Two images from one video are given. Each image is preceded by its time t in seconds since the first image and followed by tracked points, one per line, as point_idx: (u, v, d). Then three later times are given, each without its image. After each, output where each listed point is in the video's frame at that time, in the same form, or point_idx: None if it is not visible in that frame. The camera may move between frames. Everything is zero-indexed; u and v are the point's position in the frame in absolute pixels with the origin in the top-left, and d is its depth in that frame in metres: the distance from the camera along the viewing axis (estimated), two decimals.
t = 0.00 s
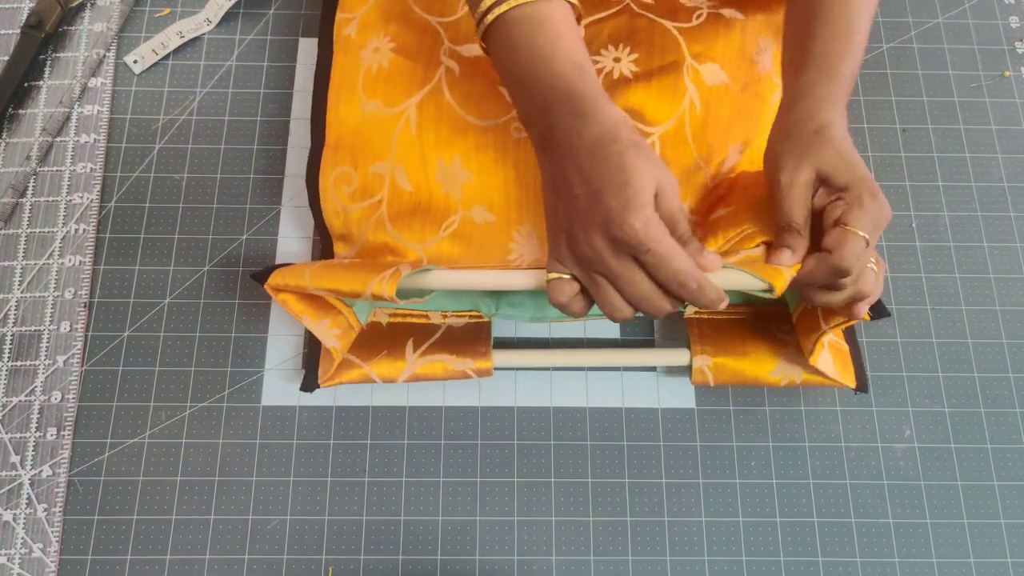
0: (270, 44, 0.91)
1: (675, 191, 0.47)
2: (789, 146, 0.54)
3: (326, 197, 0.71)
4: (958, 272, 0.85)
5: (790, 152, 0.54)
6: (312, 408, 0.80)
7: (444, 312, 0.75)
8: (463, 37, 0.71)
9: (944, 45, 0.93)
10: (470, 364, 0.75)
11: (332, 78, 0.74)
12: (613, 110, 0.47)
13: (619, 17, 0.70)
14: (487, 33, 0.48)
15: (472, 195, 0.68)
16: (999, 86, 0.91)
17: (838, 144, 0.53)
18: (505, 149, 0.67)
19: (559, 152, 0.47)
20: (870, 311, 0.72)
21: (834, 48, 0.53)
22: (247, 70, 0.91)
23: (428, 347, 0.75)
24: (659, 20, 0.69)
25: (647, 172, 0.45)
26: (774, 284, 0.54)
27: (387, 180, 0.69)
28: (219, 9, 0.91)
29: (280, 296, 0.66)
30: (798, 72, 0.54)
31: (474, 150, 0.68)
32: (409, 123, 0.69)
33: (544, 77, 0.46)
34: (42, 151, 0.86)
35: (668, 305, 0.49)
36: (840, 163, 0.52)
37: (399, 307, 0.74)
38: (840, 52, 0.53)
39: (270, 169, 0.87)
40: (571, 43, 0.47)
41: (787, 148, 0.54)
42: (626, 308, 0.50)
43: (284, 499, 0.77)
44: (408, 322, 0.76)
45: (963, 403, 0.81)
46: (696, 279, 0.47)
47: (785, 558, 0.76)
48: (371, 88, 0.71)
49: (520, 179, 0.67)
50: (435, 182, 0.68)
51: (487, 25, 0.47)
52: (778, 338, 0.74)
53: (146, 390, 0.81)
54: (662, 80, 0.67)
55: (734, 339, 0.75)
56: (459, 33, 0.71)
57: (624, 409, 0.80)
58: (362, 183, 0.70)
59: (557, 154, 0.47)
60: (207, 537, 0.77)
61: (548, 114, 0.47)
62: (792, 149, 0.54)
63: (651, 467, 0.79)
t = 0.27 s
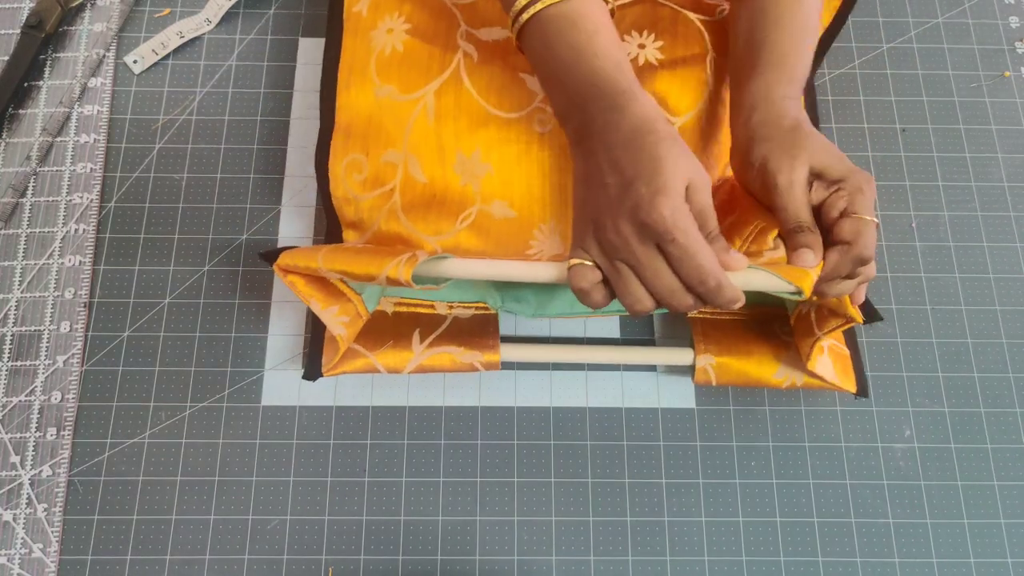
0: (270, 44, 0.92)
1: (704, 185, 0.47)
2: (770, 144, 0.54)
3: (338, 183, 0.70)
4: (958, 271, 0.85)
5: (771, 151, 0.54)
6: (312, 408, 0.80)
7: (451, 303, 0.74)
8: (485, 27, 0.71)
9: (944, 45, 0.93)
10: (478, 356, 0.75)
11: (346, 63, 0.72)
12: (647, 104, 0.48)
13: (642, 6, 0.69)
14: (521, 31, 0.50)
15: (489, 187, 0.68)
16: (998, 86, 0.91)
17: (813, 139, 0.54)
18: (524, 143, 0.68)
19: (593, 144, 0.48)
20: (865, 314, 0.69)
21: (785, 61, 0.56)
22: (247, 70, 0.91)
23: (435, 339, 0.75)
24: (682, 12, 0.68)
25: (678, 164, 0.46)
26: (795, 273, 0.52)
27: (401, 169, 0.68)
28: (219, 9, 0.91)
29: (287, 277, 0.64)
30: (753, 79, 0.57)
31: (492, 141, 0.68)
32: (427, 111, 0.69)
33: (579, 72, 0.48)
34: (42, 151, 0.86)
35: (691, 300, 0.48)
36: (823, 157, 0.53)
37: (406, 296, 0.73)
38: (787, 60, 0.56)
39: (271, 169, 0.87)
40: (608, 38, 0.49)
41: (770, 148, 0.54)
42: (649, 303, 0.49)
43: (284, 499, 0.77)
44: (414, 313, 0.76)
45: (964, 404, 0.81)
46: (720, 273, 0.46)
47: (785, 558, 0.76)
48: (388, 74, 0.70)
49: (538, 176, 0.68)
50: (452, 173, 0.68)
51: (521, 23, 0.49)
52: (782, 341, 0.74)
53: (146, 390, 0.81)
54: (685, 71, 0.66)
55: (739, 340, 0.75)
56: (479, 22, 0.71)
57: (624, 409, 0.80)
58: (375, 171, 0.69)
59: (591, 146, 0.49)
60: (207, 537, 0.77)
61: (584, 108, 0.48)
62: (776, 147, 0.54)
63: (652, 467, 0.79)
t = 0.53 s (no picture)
0: (270, 44, 0.92)
1: (680, 187, 0.49)
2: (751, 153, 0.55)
3: (346, 171, 0.73)
4: (958, 271, 0.85)
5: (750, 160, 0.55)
6: (312, 408, 0.80)
7: (446, 293, 0.76)
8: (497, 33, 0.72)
9: (944, 45, 0.93)
10: (461, 343, 0.76)
11: (365, 59, 0.76)
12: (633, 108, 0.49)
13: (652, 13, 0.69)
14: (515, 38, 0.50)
15: (488, 185, 0.70)
16: (998, 86, 0.91)
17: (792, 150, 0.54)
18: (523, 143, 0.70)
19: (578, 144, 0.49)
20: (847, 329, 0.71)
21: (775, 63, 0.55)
22: (247, 70, 0.91)
23: (424, 323, 0.77)
24: (692, 22, 0.68)
25: (654, 164, 0.47)
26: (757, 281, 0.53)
27: (406, 162, 0.71)
28: (219, 9, 0.91)
29: (289, 250, 0.67)
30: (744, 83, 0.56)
31: (493, 140, 0.70)
32: (435, 108, 0.71)
33: (571, 74, 0.48)
34: (42, 151, 0.86)
35: (657, 296, 0.50)
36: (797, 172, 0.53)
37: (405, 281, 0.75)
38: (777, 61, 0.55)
39: (270, 169, 0.87)
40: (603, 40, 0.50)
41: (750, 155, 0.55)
42: (617, 298, 0.50)
43: (284, 499, 0.77)
44: (409, 297, 0.78)
45: (963, 404, 0.81)
46: (683, 268, 0.48)
47: (785, 558, 0.76)
48: (402, 71, 0.73)
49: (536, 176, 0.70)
50: (454, 168, 0.71)
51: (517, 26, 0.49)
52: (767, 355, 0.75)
53: (146, 390, 0.81)
54: (688, 79, 0.66)
55: (728, 347, 0.76)
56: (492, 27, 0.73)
57: (624, 409, 0.81)
58: (383, 162, 0.72)
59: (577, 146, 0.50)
60: (207, 537, 0.77)
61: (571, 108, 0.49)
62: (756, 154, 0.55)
63: (652, 467, 0.79)
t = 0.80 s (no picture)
0: (270, 44, 0.92)
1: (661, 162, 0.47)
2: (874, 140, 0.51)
3: (344, 167, 0.76)
4: (958, 271, 0.85)
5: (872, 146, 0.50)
6: (312, 408, 0.80)
7: (446, 293, 0.76)
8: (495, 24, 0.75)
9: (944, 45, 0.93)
10: (464, 344, 0.75)
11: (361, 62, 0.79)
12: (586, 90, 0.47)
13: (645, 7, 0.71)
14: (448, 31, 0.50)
15: (484, 173, 0.72)
16: (999, 86, 0.91)
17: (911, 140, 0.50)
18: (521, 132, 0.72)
19: (536, 134, 0.47)
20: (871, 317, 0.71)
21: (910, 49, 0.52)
22: (247, 70, 0.91)
23: (425, 325, 0.75)
24: (686, 13, 0.70)
25: (632, 140, 0.46)
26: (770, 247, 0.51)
27: (403, 156, 0.74)
28: (219, 9, 0.91)
29: (281, 251, 0.68)
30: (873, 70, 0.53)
31: (487, 130, 0.72)
32: (429, 103, 0.74)
33: (516, 61, 0.47)
34: (42, 151, 0.86)
35: (668, 266, 0.49)
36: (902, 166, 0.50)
37: (405, 281, 0.75)
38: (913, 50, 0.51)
39: (270, 169, 0.87)
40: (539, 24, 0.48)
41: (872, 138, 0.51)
42: (623, 277, 0.50)
43: (284, 499, 0.77)
44: (410, 298, 0.76)
45: (964, 404, 0.81)
46: (690, 235, 0.47)
47: (785, 558, 0.76)
48: (396, 70, 0.76)
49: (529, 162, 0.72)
50: (449, 158, 0.73)
51: (447, 17, 0.49)
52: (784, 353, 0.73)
53: (146, 390, 0.81)
54: (678, 68, 0.69)
55: (738, 351, 0.74)
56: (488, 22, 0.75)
57: (624, 409, 0.80)
58: (379, 157, 0.75)
59: (535, 136, 0.47)
60: (207, 537, 0.77)
61: (523, 94, 0.47)
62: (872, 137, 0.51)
63: (652, 467, 0.79)
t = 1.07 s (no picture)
0: (270, 44, 0.92)
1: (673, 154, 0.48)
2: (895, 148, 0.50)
3: (338, 165, 0.75)
4: (958, 271, 0.85)
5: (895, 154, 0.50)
6: (312, 408, 0.80)
7: (448, 296, 0.76)
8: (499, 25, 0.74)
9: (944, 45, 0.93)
10: (467, 347, 0.75)
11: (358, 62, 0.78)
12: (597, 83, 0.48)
13: (645, 13, 0.72)
14: (455, 28, 0.50)
15: (483, 173, 0.73)
16: (998, 86, 0.91)
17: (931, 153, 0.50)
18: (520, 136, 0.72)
19: (546, 127, 0.47)
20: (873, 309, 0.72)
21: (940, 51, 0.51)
22: (247, 70, 0.91)
23: (427, 327, 0.75)
24: (683, 19, 0.71)
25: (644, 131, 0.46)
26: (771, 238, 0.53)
27: (400, 156, 0.74)
28: (219, 9, 0.91)
29: (276, 252, 0.68)
30: (897, 70, 0.52)
31: (487, 130, 0.73)
32: (427, 104, 0.74)
33: (526, 54, 0.48)
34: (42, 151, 0.86)
35: (680, 259, 0.49)
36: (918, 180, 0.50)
37: (405, 283, 0.75)
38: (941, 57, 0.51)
39: (270, 169, 0.87)
40: (550, 22, 0.49)
41: (893, 144, 0.50)
42: (634, 271, 0.50)
43: (284, 499, 0.77)
44: (410, 301, 0.76)
45: (963, 404, 0.81)
46: (702, 226, 0.47)
47: (785, 558, 0.76)
48: (394, 70, 0.76)
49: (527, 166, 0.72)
50: (448, 160, 0.73)
51: (456, 16, 0.49)
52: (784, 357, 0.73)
53: (146, 390, 0.81)
54: (677, 72, 0.69)
55: (739, 354, 0.74)
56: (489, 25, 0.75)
57: (624, 410, 0.80)
58: (375, 157, 0.75)
59: (546, 129, 0.47)
60: (208, 536, 0.77)
61: (534, 88, 0.47)
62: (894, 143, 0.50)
63: (651, 467, 0.79)
